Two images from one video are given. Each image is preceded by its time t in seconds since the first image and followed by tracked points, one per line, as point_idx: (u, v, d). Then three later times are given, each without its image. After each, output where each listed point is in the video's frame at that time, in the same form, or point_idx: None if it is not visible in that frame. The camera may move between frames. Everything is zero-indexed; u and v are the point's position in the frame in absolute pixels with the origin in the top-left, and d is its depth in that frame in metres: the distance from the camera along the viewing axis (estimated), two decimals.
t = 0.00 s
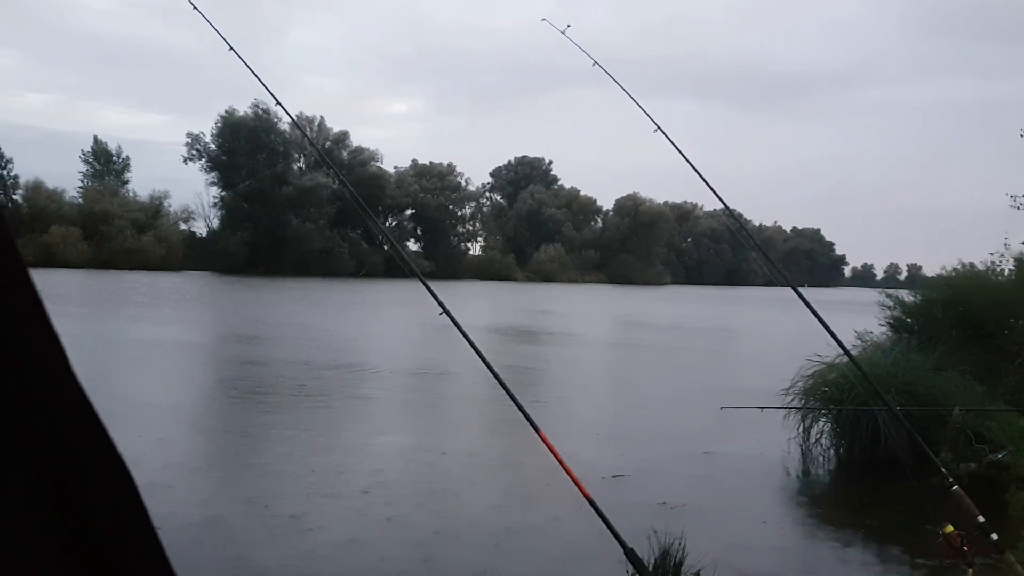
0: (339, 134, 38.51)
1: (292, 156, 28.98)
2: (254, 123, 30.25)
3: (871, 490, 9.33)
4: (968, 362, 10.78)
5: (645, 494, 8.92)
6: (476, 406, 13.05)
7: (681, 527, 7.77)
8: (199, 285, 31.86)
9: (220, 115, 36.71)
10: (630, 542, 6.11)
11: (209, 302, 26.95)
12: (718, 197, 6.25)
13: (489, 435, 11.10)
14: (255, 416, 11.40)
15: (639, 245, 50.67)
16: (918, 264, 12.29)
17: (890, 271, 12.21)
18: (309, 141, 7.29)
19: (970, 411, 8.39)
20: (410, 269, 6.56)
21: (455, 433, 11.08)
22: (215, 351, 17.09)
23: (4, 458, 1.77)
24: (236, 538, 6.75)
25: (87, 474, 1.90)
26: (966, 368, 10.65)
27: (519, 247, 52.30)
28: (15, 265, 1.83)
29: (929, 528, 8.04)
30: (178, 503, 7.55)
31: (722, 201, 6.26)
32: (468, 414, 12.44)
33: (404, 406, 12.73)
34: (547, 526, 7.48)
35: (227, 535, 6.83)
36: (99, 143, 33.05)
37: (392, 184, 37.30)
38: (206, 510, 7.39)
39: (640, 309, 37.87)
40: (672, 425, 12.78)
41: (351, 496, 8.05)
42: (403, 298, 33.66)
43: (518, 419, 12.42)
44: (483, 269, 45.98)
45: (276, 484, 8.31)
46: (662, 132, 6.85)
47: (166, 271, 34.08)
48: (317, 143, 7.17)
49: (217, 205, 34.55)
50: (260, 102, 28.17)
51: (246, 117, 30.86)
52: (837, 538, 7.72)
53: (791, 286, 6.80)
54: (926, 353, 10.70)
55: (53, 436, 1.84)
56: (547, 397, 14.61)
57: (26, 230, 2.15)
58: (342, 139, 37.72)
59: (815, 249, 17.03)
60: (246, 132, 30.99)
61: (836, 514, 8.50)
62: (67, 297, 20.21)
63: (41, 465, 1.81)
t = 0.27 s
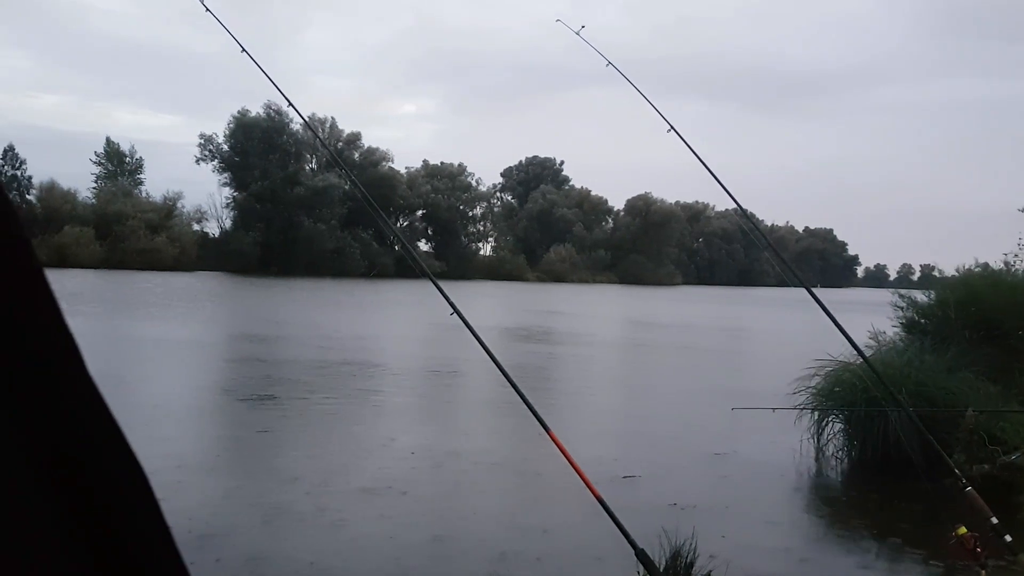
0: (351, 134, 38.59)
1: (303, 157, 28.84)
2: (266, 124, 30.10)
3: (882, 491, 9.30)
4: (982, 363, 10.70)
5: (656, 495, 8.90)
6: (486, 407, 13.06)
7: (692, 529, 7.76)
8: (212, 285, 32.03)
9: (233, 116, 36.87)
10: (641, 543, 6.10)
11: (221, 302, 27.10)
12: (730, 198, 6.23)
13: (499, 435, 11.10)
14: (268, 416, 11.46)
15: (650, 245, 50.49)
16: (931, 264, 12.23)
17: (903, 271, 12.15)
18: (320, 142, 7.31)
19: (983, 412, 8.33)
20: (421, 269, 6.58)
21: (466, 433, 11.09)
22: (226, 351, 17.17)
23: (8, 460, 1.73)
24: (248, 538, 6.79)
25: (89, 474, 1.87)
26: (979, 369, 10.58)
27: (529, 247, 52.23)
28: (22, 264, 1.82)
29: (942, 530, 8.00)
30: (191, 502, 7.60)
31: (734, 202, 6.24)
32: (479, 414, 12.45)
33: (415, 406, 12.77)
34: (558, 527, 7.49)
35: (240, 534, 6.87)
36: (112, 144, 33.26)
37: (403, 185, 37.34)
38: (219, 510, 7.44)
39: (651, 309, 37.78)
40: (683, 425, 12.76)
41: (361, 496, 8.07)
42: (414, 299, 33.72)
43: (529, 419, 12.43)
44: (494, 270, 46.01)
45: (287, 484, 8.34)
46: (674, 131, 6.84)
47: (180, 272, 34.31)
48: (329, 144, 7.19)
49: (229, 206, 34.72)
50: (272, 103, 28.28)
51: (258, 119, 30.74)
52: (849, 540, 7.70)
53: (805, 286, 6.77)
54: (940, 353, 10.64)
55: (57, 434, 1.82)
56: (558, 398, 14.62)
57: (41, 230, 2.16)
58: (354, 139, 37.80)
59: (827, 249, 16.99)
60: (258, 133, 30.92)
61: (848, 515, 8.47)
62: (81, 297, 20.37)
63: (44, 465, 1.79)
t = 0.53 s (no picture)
0: (347, 135, 38.55)
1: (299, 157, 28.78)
2: (262, 124, 30.03)
3: (877, 492, 9.32)
4: (978, 363, 10.72)
5: (651, 495, 8.92)
6: (483, 407, 13.06)
7: (687, 528, 7.78)
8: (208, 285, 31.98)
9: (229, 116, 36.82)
10: (636, 543, 6.12)
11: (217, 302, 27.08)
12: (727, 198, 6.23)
13: (496, 436, 11.10)
14: (265, 415, 11.50)
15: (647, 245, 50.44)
16: (928, 265, 12.25)
17: (900, 272, 12.18)
18: (316, 141, 7.30)
19: (978, 413, 8.35)
20: (417, 269, 6.58)
21: (462, 434, 11.09)
22: (223, 351, 17.16)
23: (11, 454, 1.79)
24: (244, 537, 6.79)
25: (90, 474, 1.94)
26: (975, 369, 10.59)
27: (527, 247, 52.59)
28: (22, 266, 1.87)
29: (936, 530, 8.02)
30: (188, 502, 7.61)
31: (730, 202, 6.24)
32: (475, 415, 12.45)
33: (412, 406, 12.79)
34: (553, 527, 7.50)
35: (236, 534, 6.87)
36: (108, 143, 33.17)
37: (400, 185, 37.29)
38: (215, 509, 7.44)
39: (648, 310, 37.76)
40: (680, 425, 12.78)
41: (357, 496, 8.07)
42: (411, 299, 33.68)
43: (526, 420, 12.44)
44: (491, 270, 45.99)
45: (283, 484, 8.35)
46: (670, 132, 6.84)
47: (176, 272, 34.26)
48: (325, 143, 7.19)
49: (226, 205, 34.68)
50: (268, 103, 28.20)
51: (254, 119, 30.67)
52: (844, 540, 7.72)
53: (800, 286, 6.78)
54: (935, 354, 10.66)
55: (54, 434, 1.87)
56: (554, 398, 14.62)
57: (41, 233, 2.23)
58: (351, 140, 37.75)
59: (824, 249, 17.01)
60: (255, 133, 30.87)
61: (843, 515, 8.50)
62: (77, 297, 20.34)
63: (44, 468, 1.84)
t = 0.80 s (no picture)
0: (341, 136, 38.49)
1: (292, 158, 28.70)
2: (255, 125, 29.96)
3: (870, 493, 9.34)
4: (971, 365, 10.75)
5: (645, 496, 8.92)
6: (477, 408, 13.04)
7: (681, 529, 7.77)
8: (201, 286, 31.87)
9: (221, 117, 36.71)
10: (629, 544, 6.11)
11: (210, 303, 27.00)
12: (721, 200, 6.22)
13: (489, 437, 11.09)
14: (258, 416, 11.49)
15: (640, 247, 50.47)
16: (920, 267, 12.29)
17: (892, 274, 12.22)
18: (310, 142, 7.26)
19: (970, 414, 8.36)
20: (410, 271, 6.54)
21: (456, 435, 11.08)
22: (215, 352, 17.10)
23: (10, 455, 1.78)
24: (236, 539, 6.75)
25: (89, 473, 1.95)
26: (967, 370, 10.63)
27: (520, 248, 52.75)
28: (17, 264, 1.86)
29: (929, 531, 8.03)
30: (180, 504, 7.57)
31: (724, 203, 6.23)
32: (468, 416, 12.43)
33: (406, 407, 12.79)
34: (546, 528, 7.49)
35: (228, 535, 6.83)
36: (99, 144, 33.01)
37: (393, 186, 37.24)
38: (207, 511, 7.40)
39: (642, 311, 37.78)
40: (674, 427, 12.79)
41: (350, 498, 8.04)
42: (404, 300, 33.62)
43: (520, 421, 12.42)
44: (484, 271, 45.97)
45: (275, 485, 8.32)
46: (664, 133, 6.83)
47: (168, 273, 34.14)
48: (318, 144, 7.15)
49: (218, 207, 34.59)
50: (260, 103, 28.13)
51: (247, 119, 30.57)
52: (837, 541, 7.72)
53: (794, 288, 6.78)
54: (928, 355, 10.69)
55: (53, 434, 1.87)
56: (548, 399, 14.62)
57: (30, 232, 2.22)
58: (344, 141, 37.69)
59: (816, 251, 17.06)
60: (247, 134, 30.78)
61: (836, 517, 8.51)
62: (68, 298, 20.24)
63: (44, 470, 1.84)
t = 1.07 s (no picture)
0: (340, 136, 38.45)
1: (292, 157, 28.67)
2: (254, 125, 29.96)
3: (868, 495, 9.32)
4: (968, 365, 10.75)
5: (643, 496, 8.91)
6: (476, 408, 13.06)
7: (680, 530, 7.76)
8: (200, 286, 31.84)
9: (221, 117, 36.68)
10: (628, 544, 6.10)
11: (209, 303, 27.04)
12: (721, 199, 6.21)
13: (487, 437, 11.09)
14: (258, 416, 11.51)
15: (640, 247, 50.42)
16: (919, 267, 12.30)
17: (891, 274, 12.22)
18: (309, 142, 7.24)
19: (969, 414, 8.38)
20: (410, 271, 6.53)
21: (455, 435, 11.08)
22: (213, 353, 17.11)
23: (10, 458, 1.78)
24: (235, 539, 6.74)
25: (88, 473, 1.95)
26: (965, 370, 10.63)
27: (520, 248, 52.71)
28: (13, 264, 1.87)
29: (928, 532, 8.02)
30: (179, 504, 7.55)
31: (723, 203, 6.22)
32: (467, 416, 12.45)
33: (405, 407, 12.79)
34: (546, 529, 7.47)
35: (227, 536, 6.82)
36: (98, 143, 32.98)
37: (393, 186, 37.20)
38: (205, 511, 7.39)
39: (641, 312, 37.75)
40: (673, 426, 12.79)
41: (349, 498, 8.03)
42: (404, 300, 33.62)
43: (519, 421, 12.43)
44: (484, 271, 45.96)
45: (275, 486, 8.32)
46: (664, 134, 6.82)
47: (168, 272, 34.13)
48: (318, 144, 7.15)
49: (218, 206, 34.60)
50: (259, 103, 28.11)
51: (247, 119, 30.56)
52: (836, 541, 7.73)
53: (793, 288, 6.77)
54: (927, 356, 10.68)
55: (52, 433, 1.87)
56: (547, 399, 14.63)
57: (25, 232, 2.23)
58: (344, 142, 37.68)
59: (815, 251, 17.05)
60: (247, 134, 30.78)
61: (836, 517, 8.49)
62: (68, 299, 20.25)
63: (43, 471, 1.83)
